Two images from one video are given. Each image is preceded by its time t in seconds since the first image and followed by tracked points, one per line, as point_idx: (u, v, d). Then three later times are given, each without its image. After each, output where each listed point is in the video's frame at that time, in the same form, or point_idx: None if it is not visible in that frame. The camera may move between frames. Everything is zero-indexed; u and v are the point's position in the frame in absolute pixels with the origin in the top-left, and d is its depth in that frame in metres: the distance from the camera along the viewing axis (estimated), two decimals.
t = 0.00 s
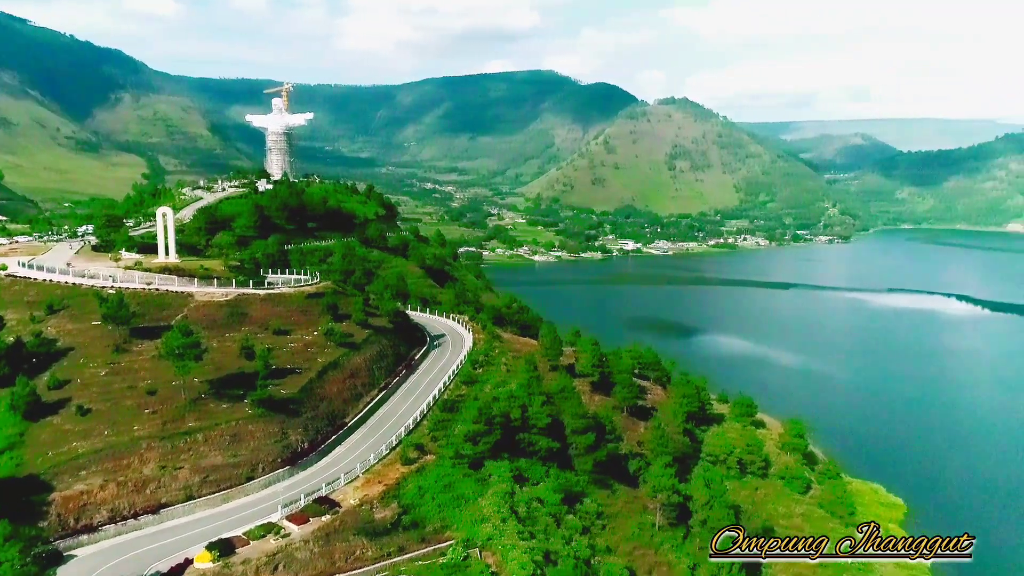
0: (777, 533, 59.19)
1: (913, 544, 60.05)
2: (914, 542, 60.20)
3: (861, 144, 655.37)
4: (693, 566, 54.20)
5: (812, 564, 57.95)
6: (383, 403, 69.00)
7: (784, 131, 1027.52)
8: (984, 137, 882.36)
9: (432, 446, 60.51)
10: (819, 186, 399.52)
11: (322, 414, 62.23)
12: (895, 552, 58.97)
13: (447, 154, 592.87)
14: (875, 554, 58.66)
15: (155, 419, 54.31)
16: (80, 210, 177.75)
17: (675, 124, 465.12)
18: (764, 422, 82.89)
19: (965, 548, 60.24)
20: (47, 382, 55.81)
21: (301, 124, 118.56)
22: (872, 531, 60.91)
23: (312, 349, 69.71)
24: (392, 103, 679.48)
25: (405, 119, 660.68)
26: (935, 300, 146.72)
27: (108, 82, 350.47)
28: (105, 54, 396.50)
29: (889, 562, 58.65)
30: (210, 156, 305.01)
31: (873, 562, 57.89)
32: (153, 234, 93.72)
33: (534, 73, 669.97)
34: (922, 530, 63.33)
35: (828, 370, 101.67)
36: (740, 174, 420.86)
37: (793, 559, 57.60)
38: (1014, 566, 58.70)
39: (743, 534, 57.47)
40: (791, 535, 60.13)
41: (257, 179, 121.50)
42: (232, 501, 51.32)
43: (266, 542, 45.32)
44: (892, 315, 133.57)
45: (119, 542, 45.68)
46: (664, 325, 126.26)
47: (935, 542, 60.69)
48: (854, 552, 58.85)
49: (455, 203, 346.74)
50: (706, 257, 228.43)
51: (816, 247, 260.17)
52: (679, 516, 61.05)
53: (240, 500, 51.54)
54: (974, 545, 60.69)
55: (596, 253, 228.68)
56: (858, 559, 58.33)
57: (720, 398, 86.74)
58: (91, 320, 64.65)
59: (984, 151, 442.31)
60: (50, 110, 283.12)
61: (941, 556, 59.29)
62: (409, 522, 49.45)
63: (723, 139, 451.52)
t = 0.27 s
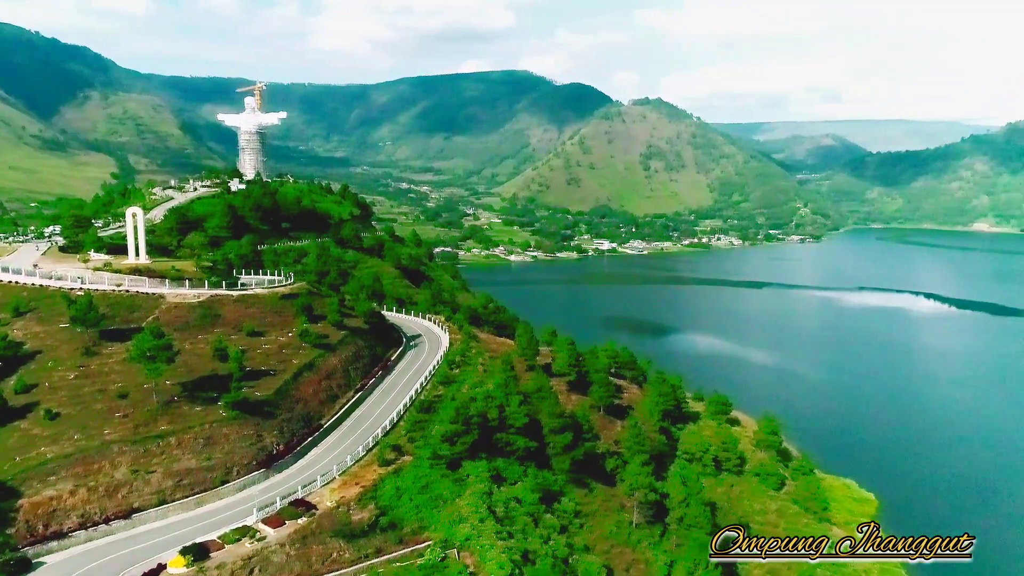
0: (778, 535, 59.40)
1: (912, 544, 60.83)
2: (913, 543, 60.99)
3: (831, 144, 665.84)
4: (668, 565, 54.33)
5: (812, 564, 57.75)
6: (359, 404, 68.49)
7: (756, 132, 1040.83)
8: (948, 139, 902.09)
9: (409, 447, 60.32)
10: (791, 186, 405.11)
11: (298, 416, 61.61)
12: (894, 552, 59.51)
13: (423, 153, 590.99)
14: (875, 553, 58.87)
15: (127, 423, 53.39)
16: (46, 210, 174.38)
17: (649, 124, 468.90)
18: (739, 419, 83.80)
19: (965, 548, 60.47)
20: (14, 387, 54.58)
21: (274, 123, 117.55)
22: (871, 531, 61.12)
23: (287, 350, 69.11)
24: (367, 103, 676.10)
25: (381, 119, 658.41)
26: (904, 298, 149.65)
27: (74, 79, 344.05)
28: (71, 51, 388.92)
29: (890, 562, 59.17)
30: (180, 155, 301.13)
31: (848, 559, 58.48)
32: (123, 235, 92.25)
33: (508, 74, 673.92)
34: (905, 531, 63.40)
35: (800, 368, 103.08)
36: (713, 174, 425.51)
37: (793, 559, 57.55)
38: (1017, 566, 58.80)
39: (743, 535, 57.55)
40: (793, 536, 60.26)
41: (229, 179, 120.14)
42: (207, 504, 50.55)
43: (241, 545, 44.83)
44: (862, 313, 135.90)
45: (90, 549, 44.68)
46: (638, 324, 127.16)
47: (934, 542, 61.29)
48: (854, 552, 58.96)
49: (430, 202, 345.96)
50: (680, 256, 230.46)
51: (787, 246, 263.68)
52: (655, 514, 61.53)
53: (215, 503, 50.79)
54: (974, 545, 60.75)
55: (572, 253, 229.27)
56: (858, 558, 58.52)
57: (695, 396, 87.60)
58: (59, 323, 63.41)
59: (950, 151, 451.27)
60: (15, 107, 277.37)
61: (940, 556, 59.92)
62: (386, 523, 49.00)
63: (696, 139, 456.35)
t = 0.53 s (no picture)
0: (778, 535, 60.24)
1: (913, 544, 61.41)
2: (913, 543, 61.59)
3: (816, 145, 670.84)
4: (656, 566, 54.87)
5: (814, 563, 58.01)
6: (347, 404, 68.26)
7: (741, 132, 1047.54)
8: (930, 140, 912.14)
9: (397, 448, 60.19)
10: (776, 186, 407.68)
11: (284, 417, 61.31)
12: (894, 552, 60.23)
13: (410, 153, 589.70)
14: (875, 554, 59.49)
15: (112, 425, 52.97)
16: (28, 210, 172.59)
17: (636, 125, 470.42)
18: (725, 418, 84.31)
19: (967, 549, 60.98)
20: None
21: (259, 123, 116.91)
22: (871, 531, 61.87)
23: (273, 351, 68.78)
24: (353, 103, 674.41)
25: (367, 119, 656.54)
26: (887, 297, 151.09)
27: (56, 79, 340.65)
28: (53, 50, 384.94)
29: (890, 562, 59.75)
30: (165, 155, 298.80)
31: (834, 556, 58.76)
32: (107, 235, 91.45)
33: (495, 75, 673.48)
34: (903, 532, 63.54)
35: (785, 367, 103.69)
36: (699, 174, 427.65)
37: (794, 559, 57.69)
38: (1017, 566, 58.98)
39: (742, 535, 58.57)
40: (793, 536, 60.52)
41: (214, 179, 119.33)
42: (193, 507, 50.19)
43: (228, 548, 44.52)
44: (846, 312, 136.96)
45: (75, 552, 44.24)
46: (625, 323, 127.61)
47: (934, 542, 61.88)
48: (854, 552, 59.36)
49: (417, 203, 345.28)
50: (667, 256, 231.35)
51: (773, 246, 265.30)
52: (643, 513, 61.79)
53: (201, 505, 50.44)
54: (975, 546, 61.40)
55: (559, 253, 229.56)
56: (858, 558, 58.85)
57: (682, 395, 88.03)
58: (42, 324, 62.75)
59: (933, 151, 455.94)
60: None
61: (940, 556, 60.49)
62: (374, 525, 48.84)
63: (682, 140, 458.30)
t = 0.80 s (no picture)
0: (779, 535, 60.29)
1: (914, 544, 61.63)
2: (914, 544, 61.77)
3: (808, 145, 673.58)
4: (649, 566, 55.23)
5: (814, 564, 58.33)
6: (340, 405, 68.09)
7: (733, 133, 1051.32)
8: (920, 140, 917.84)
9: (390, 448, 60.08)
10: (768, 186, 409.31)
11: (277, 417, 61.15)
12: (894, 552, 60.47)
13: (403, 153, 589.37)
14: (874, 554, 59.80)
15: (103, 426, 52.71)
16: (17, 210, 171.56)
17: (628, 125, 471.33)
18: (718, 418, 84.52)
19: (966, 548, 61.12)
20: None
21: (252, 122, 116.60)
22: (871, 531, 62.14)
23: (266, 351, 68.61)
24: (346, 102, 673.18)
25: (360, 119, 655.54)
26: (879, 297, 151.82)
27: (45, 77, 338.75)
28: (43, 49, 382.76)
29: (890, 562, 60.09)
30: (156, 155, 297.69)
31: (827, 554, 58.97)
32: (98, 235, 91.00)
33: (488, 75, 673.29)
34: (904, 532, 63.66)
35: (777, 367, 104.05)
36: (692, 174, 428.80)
37: (794, 559, 57.76)
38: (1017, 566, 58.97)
39: (743, 535, 59.41)
40: (793, 536, 60.61)
41: (206, 179, 118.93)
42: (185, 508, 49.97)
43: (220, 549, 44.35)
44: (838, 312, 137.47)
45: (66, 554, 43.97)
46: (617, 323, 127.84)
47: (935, 542, 61.98)
48: (855, 552, 59.53)
49: (410, 203, 344.84)
50: (659, 256, 231.88)
51: (765, 246, 266.23)
52: (636, 512, 61.95)
53: (193, 507, 50.21)
54: (976, 546, 61.49)
55: (552, 253, 229.86)
56: (860, 559, 58.97)
57: (675, 395, 88.23)
58: (33, 325, 62.42)
59: (923, 151, 458.74)
60: None
61: (940, 556, 60.54)
62: (367, 526, 48.74)
63: (675, 140, 459.59)
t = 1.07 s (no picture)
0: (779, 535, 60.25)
1: (913, 544, 61.68)
2: (914, 543, 61.76)
3: (797, 146, 676.39)
4: (640, 566, 55.42)
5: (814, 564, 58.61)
6: (331, 405, 67.80)
7: (723, 133, 1055.84)
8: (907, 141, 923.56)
9: (381, 449, 59.93)
10: (758, 186, 410.89)
11: (267, 418, 60.81)
12: (893, 552, 60.66)
13: (393, 153, 587.85)
14: (874, 553, 60.26)
15: (91, 428, 52.34)
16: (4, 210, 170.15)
17: (618, 125, 472.37)
18: (709, 417, 84.75)
19: (965, 548, 61.11)
20: None
21: (241, 122, 116.06)
22: (871, 531, 62.91)
23: (256, 352, 68.28)
24: (336, 103, 672.13)
25: (351, 119, 654.10)
26: (868, 296, 152.58)
27: (33, 76, 336.07)
28: (30, 48, 379.70)
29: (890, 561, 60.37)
30: (145, 155, 295.96)
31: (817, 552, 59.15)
32: (85, 236, 90.30)
33: (478, 76, 673.83)
34: (904, 532, 63.62)
35: (767, 366, 104.51)
36: (682, 175, 430.11)
37: (794, 559, 57.94)
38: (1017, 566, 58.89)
39: (743, 535, 60.00)
40: (793, 536, 60.69)
41: (195, 179, 118.38)
42: (174, 510, 49.65)
43: (210, 551, 44.09)
44: (828, 311, 138.09)
45: (54, 557, 43.67)
46: (608, 323, 127.95)
47: (935, 542, 61.92)
48: (854, 552, 60.07)
49: (400, 203, 344.15)
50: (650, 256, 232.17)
51: (755, 246, 267.16)
52: (627, 512, 61.94)
53: (182, 508, 49.89)
54: (975, 546, 61.36)
55: (543, 253, 229.73)
56: (859, 558, 59.57)
57: (666, 395, 88.41)
58: (19, 326, 61.88)
59: (912, 152, 461.57)
60: None
61: (940, 556, 60.48)
62: (358, 526, 48.56)
63: (665, 140, 461.05)
